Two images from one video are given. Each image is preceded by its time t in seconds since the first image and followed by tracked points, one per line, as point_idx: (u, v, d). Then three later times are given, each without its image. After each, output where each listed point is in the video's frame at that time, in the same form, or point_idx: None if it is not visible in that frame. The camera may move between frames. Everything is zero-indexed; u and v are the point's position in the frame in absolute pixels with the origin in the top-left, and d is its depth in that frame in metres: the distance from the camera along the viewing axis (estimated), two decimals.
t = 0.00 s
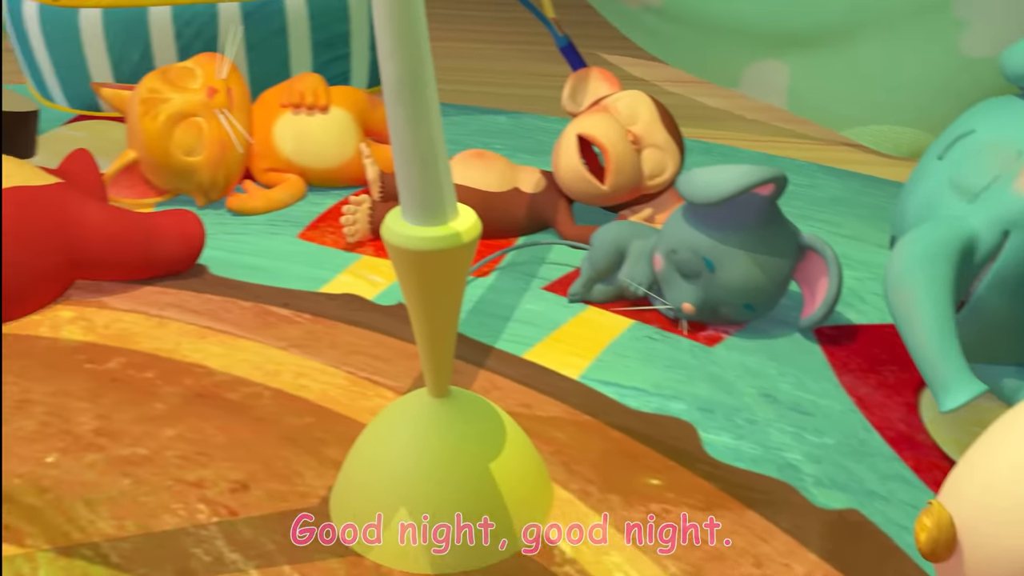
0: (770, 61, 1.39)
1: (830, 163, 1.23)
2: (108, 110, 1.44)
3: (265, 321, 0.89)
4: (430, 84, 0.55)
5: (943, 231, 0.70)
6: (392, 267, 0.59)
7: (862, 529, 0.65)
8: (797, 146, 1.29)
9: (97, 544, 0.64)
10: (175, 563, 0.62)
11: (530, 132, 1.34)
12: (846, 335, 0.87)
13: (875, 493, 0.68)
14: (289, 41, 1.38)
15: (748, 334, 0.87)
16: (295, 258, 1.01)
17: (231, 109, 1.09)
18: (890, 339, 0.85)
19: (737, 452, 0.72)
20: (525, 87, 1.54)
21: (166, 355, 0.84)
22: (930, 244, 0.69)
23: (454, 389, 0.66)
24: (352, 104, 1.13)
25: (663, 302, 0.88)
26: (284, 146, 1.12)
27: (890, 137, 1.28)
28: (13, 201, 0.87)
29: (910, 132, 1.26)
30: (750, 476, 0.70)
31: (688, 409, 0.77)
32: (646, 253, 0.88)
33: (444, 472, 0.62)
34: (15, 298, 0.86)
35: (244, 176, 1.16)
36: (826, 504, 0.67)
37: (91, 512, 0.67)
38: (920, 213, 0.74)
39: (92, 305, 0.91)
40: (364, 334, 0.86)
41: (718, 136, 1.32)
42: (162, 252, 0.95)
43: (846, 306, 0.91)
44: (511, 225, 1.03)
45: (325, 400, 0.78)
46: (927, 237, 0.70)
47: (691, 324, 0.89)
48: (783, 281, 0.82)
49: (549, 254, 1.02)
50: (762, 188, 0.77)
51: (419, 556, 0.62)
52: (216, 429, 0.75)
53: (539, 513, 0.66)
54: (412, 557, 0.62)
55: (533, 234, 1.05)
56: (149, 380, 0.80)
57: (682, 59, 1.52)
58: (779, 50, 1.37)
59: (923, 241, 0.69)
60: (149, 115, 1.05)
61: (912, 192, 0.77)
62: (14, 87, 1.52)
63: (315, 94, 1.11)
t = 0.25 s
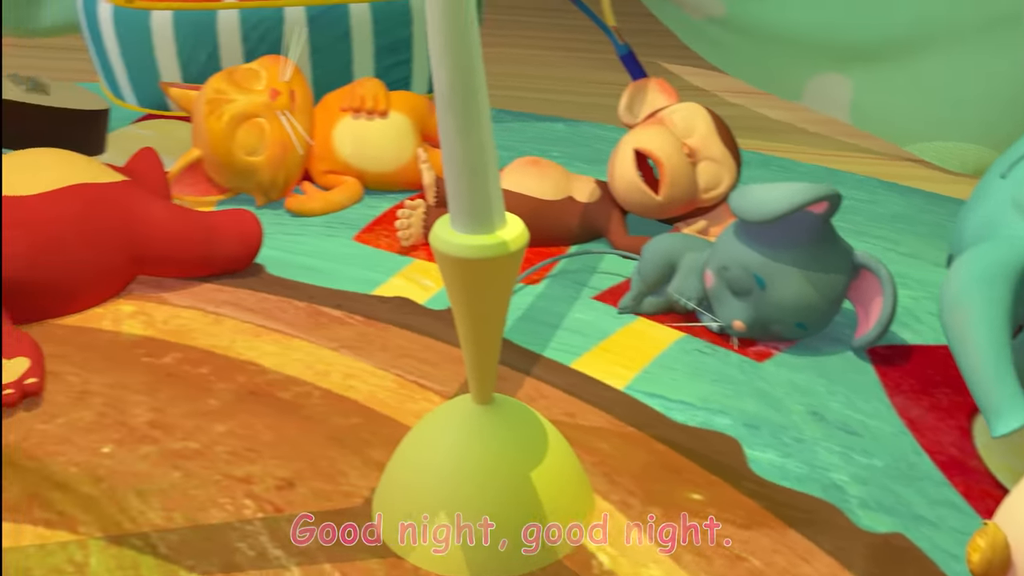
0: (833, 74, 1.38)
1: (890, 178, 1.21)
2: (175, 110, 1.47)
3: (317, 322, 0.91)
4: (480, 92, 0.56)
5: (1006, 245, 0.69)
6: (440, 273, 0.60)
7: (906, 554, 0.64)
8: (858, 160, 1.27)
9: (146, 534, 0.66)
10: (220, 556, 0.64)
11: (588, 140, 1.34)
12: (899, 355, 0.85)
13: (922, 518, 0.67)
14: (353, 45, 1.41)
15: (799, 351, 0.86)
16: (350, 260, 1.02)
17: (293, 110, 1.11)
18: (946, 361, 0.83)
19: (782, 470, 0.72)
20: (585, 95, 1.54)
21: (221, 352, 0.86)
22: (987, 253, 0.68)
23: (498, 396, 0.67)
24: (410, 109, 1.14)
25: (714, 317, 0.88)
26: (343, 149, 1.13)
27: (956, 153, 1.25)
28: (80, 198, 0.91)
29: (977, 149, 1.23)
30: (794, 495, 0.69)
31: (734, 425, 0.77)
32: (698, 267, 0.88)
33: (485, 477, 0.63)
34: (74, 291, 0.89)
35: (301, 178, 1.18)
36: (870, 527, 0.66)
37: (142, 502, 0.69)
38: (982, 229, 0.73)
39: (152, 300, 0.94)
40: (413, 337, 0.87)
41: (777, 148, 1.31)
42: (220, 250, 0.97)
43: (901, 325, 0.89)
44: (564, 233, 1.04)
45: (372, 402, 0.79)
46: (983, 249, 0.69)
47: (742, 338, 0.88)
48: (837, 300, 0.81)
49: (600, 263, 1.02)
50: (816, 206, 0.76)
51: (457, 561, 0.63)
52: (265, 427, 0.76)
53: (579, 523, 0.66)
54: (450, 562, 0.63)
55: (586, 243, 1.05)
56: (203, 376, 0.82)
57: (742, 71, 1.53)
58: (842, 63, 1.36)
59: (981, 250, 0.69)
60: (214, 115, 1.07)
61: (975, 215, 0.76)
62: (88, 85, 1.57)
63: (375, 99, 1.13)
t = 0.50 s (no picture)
0: (893, 87, 1.36)
1: (950, 195, 1.19)
2: (238, 110, 1.50)
3: (366, 323, 0.92)
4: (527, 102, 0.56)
5: None
6: (482, 280, 0.60)
7: None
8: (918, 175, 1.25)
9: (190, 525, 0.67)
10: (261, 550, 0.65)
11: (642, 149, 1.34)
12: (951, 376, 0.84)
13: (967, 543, 0.66)
14: (411, 51, 1.42)
15: (848, 368, 0.85)
16: (399, 263, 1.04)
17: (350, 112, 1.12)
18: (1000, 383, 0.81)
19: (824, 488, 0.71)
20: (641, 103, 1.54)
21: (270, 349, 0.87)
22: None
23: (538, 404, 0.67)
24: (464, 115, 1.15)
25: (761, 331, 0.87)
26: (396, 153, 1.15)
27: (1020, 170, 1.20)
28: (139, 195, 0.93)
29: None
30: (835, 514, 0.68)
31: (777, 441, 0.76)
32: (746, 281, 0.87)
33: (521, 484, 0.63)
34: (131, 287, 0.92)
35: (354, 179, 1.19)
36: (912, 549, 0.65)
37: (188, 494, 0.70)
38: None
39: (207, 297, 0.96)
40: (459, 341, 0.88)
41: (834, 161, 1.29)
42: (274, 250, 0.99)
43: (954, 345, 0.88)
44: (613, 242, 1.04)
45: (416, 405, 0.80)
46: None
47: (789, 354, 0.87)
48: (887, 319, 0.79)
49: (649, 273, 1.02)
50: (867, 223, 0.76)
51: (491, 566, 0.63)
52: (310, 425, 0.78)
53: (615, 534, 0.66)
54: (484, 567, 0.63)
55: (635, 252, 1.05)
56: (252, 372, 0.84)
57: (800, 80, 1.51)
58: (902, 76, 1.34)
59: None
60: (273, 115, 1.09)
61: None
62: (154, 85, 1.61)
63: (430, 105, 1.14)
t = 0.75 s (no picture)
0: (953, 100, 1.33)
1: (1008, 211, 1.16)
2: (294, 111, 1.53)
3: (409, 325, 0.93)
4: (569, 110, 0.56)
5: None
6: (521, 285, 0.61)
7: None
8: (976, 191, 1.22)
9: (230, 518, 0.69)
10: (296, 545, 0.66)
11: (693, 158, 1.33)
12: (1000, 396, 0.82)
13: (1009, 567, 0.64)
14: (465, 56, 1.43)
15: (893, 385, 0.83)
16: (445, 266, 1.04)
17: (402, 114, 1.13)
18: None
19: (862, 506, 0.70)
20: (695, 112, 1.53)
21: (314, 348, 0.89)
22: None
23: (575, 411, 0.67)
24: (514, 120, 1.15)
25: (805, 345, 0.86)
26: (447, 156, 1.16)
27: None
28: (192, 194, 0.95)
29: None
30: (873, 533, 0.67)
31: (817, 455, 0.75)
32: (791, 293, 0.87)
33: (553, 490, 0.63)
34: (183, 284, 0.94)
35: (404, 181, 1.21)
36: (951, 571, 0.64)
37: (229, 487, 0.72)
38: None
39: (255, 294, 0.98)
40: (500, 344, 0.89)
41: (888, 174, 1.27)
42: (322, 251, 1.00)
43: (1005, 365, 0.86)
44: (659, 250, 1.03)
45: (455, 407, 0.81)
46: None
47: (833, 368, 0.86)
48: (935, 335, 0.78)
49: (694, 283, 1.01)
50: (914, 238, 0.74)
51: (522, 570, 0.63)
52: (350, 424, 0.79)
53: (649, 542, 0.66)
54: (515, 571, 0.63)
55: (681, 261, 1.05)
56: (296, 370, 0.86)
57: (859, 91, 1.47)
58: (963, 88, 1.31)
59: None
60: (326, 116, 1.11)
61: None
62: (214, 85, 1.65)
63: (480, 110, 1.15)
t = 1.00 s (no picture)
0: (1009, 112, 1.30)
1: None
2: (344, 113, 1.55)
3: (448, 326, 0.94)
4: (605, 117, 0.57)
5: None
6: (554, 289, 0.61)
7: None
8: None
9: (264, 510, 0.70)
10: (328, 540, 0.67)
11: (739, 167, 1.32)
12: None
13: None
14: (514, 61, 1.44)
15: (934, 400, 0.82)
16: (486, 268, 1.05)
17: (448, 118, 1.14)
18: None
19: (896, 522, 0.69)
20: (743, 121, 1.52)
21: (353, 347, 0.90)
22: None
23: (607, 416, 0.67)
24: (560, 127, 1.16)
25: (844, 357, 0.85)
26: (490, 161, 1.17)
27: None
28: (238, 193, 0.97)
29: None
30: (906, 549, 0.66)
31: (852, 469, 0.74)
32: (831, 305, 0.86)
33: (582, 493, 0.64)
34: (227, 280, 0.96)
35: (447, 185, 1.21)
36: None
37: (264, 480, 0.73)
38: None
39: (298, 292, 1.00)
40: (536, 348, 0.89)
41: (939, 187, 1.25)
42: (365, 251, 1.01)
43: None
44: (700, 259, 1.03)
45: (489, 409, 0.81)
46: None
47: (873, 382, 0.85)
48: (977, 350, 0.77)
49: (735, 292, 1.01)
50: (957, 250, 0.73)
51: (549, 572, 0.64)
52: (385, 422, 0.80)
53: (676, 550, 0.66)
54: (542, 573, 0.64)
55: (723, 270, 1.04)
56: (335, 367, 0.87)
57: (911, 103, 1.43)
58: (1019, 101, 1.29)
59: None
60: (373, 117, 1.12)
61: None
62: (268, 85, 1.68)
63: (526, 114, 1.15)
